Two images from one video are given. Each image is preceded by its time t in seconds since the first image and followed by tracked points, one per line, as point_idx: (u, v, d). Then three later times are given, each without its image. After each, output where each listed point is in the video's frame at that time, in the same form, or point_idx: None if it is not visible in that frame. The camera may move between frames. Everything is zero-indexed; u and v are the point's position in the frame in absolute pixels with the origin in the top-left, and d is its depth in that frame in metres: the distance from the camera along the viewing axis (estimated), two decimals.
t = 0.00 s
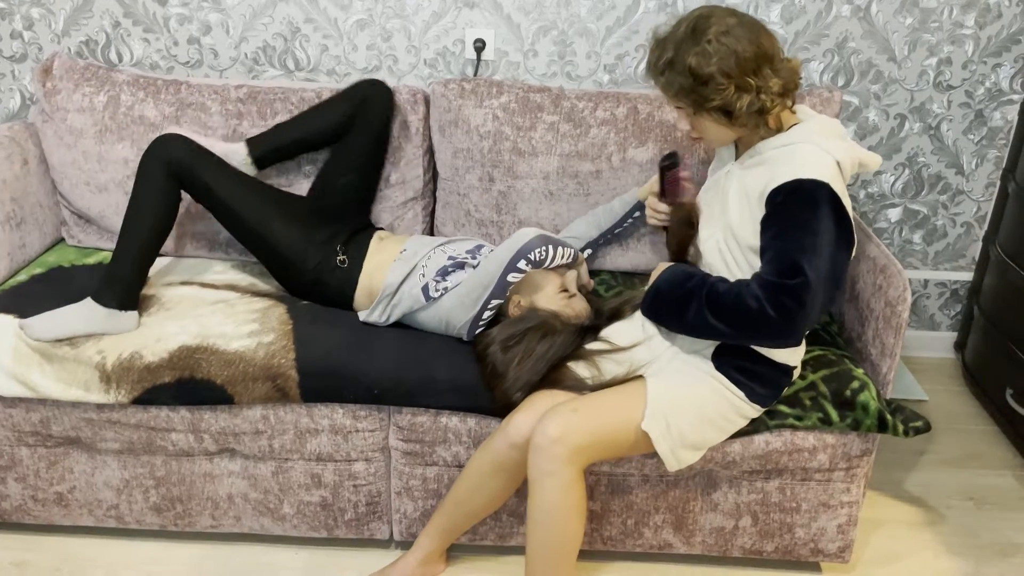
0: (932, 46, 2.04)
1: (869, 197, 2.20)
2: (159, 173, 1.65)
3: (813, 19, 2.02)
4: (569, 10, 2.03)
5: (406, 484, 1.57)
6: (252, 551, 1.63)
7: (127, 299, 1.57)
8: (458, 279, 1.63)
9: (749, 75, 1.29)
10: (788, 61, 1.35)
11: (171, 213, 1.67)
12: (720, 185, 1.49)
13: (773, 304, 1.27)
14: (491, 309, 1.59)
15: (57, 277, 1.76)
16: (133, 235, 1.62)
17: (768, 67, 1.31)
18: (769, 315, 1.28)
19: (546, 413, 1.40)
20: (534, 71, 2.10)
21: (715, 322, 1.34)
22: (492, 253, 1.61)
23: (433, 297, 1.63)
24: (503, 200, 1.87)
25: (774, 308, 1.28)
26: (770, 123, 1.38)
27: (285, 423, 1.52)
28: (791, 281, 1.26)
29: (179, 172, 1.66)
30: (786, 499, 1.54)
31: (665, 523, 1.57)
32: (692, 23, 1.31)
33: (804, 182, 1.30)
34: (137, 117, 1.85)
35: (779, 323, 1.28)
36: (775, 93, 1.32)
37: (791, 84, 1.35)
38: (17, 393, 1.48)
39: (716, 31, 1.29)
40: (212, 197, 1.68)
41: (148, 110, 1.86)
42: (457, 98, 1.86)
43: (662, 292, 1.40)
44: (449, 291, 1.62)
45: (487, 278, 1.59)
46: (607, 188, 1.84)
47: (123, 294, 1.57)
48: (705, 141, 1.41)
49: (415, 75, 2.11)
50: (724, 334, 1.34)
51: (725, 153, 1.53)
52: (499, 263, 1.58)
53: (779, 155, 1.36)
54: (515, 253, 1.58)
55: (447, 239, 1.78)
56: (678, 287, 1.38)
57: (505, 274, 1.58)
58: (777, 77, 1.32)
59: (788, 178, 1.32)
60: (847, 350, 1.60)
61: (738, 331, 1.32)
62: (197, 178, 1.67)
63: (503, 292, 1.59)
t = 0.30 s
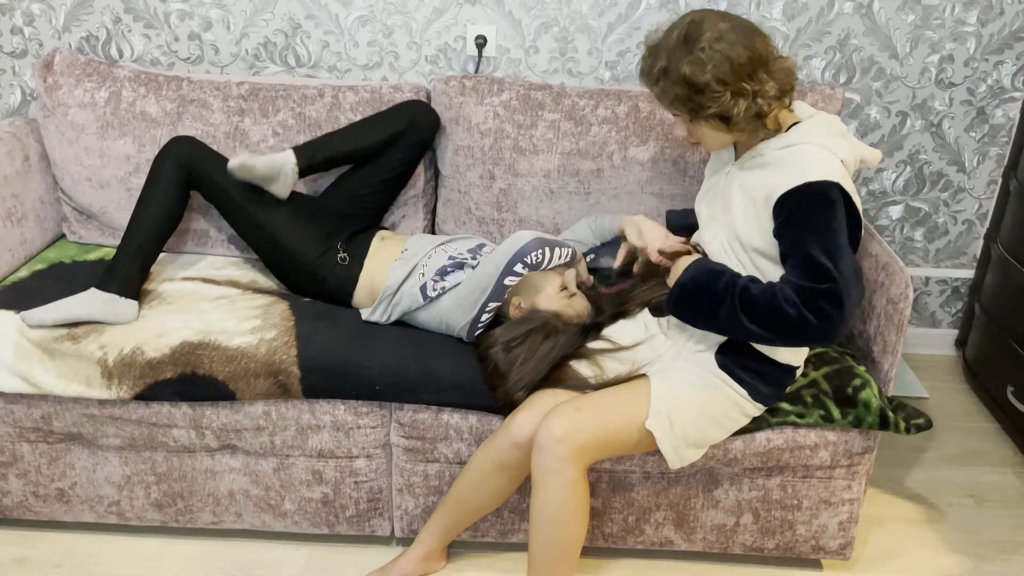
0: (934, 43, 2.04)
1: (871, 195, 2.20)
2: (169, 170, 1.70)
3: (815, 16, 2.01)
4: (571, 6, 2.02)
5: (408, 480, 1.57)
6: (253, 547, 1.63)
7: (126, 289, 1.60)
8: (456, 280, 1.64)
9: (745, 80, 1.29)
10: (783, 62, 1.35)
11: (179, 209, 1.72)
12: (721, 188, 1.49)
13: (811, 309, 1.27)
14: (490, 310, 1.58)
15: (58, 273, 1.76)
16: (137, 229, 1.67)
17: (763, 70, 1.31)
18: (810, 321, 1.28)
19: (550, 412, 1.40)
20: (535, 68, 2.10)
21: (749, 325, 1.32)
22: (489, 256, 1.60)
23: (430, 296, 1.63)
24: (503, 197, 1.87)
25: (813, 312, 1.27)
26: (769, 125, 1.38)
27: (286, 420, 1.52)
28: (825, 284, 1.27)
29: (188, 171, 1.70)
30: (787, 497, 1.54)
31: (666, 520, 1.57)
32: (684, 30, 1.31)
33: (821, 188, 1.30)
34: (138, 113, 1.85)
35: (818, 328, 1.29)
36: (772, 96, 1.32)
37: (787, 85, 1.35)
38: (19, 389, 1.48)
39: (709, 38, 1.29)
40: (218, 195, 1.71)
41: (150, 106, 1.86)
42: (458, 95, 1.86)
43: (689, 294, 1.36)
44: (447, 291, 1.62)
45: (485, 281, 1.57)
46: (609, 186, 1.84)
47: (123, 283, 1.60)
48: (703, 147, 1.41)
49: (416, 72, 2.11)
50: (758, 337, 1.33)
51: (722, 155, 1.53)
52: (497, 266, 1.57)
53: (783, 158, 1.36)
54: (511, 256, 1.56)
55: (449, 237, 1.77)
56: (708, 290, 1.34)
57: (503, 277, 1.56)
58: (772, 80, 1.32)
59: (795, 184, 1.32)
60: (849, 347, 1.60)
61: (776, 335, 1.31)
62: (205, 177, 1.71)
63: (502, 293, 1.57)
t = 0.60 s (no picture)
0: (938, 39, 2.03)
1: (874, 191, 2.20)
2: (171, 169, 1.70)
3: (818, 12, 2.01)
4: (573, 2, 2.02)
5: (410, 477, 1.57)
6: (256, 544, 1.63)
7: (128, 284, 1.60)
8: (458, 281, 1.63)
9: (743, 82, 1.29)
10: (779, 61, 1.34)
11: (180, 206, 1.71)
12: (725, 188, 1.48)
13: (830, 299, 1.28)
14: (492, 312, 1.57)
15: (60, 269, 1.75)
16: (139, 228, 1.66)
17: (760, 72, 1.31)
18: (831, 313, 1.28)
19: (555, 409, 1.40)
20: (538, 64, 2.09)
21: (770, 316, 1.32)
22: (490, 263, 1.61)
23: (431, 294, 1.62)
24: (506, 194, 1.86)
25: (832, 303, 1.28)
26: (768, 123, 1.38)
27: (289, 416, 1.52)
28: (843, 275, 1.27)
29: (189, 169, 1.71)
30: (791, 493, 1.54)
31: (670, 516, 1.57)
32: (679, 36, 1.30)
33: (829, 182, 1.30)
34: (139, 108, 1.85)
35: (837, 320, 1.29)
36: (770, 98, 1.32)
37: (785, 84, 1.35)
38: (22, 384, 1.48)
39: (705, 43, 1.28)
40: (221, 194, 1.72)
41: (151, 102, 1.85)
42: (460, 92, 1.85)
43: (710, 280, 1.36)
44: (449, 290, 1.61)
45: (485, 289, 1.58)
46: (611, 183, 1.83)
47: (125, 279, 1.60)
48: (703, 151, 1.40)
49: (419, 68, 2.10)
50: (778, 328, 1.33)
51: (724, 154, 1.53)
52: (498, 273, 1.58)
53: (787, 154, 1.36)
54: (512, 267, 1.58)
55: (454, 233, 1.77)
56: (728, 278, 1.35)
57: (505, 284, 1.57)
58: (769, 81, 1.32)
59: (802, 180, 1.32)
60: (853, 344, 1.60)
61: (797, 326, 1.31)
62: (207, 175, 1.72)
63: (502, 301, 1.57)
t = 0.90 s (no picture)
0: (939, 37, 2.03)
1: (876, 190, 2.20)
2: (175, 170, 1.70)
3: (820, 10, 2.01)
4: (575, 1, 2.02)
5: (414, 475, 1.57)
6: (259, 542, 1.63)
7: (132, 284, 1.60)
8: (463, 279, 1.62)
9: (744, 83, 1.29)
10: (780, 61, 1.34)
11: (183, 205, 1.71)
12: (728, 189, 1.49)
13: (846, 289, 1.29)
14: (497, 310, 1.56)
15: (64, 267, 1.76)
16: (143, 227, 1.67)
17: (760, 71, 1.31)
18: (847, 303, 1.29)
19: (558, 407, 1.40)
20: (540, 63, 2.09)
21: (785, 308, 1.32)
22: (497, 257, 1.57)
23: (436, 291, 1.62)
24: (508, 192, 1.86)
25: (848, 293, 1.29)
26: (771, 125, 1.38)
27: (293, 414, 1.52)
28: (859, 266, 1.29)
29: (193, 168, 1.71)
30: (793, 491, 1.54)
31: (673, 514, 1.58)
32: (678, 38, 1.31)
33: (838, 176, 1.31)
34: (142, 108, 1.85)
35: (852, 310, 1.30)
36: (771, 97, 1.32)
37: (786, 84, 1.35)
38: (26, 383, 1.48)
39: (705, 44, 1.29)
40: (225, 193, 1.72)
41: (154, 101, 1.85)
42: (462, 90, 1.86)
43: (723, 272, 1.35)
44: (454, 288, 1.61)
45: (492, 284, 1.55)
46: (613, 181, 1.83)
47: (128, 278, 1.60)
48: (705, 152, 1.41)
49: (421, 67, 2.11)
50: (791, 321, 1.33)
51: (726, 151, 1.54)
52: (505, 268, 1.54)
53: (790, 153, 1.36)
54: (519, 260, 1.53)
55: (458, 230, 1.77)
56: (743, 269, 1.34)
57: (512, 279, 1.53)
58: (770, 81, 1.32)
59: (806, 180, 1.33)
60: (855, 342, 1.60)
61: (812, 318, 1.31)
62: (210, 172, 1.71)
63: (509, 295, 1.55)
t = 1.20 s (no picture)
0: (938, 38, 2.04)
1: (876, 190, 2.20)
2: (175, 169, 1.70)
3: (820, 11, 2.02)
4: (575, 3, 2.03)
5: (415, 476, 1.58)
6: (261, 543, 1.64)
7: (133, 285, 1.61)
8: (468, 281, 1.63)
9: (757, 76, 1.30)
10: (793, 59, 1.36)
11: (184, 205, 1.72)
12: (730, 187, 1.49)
13: (796, 303, 1.30)
14: (500, 311, 1.57)
15: (66, 270, 1.77)
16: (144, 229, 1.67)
17: (773, 67, 1.32)
18: (797, 317, 1.30)
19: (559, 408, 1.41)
20: (540, 64, 2.10)
21: (735, 326, 1.35)
22: (512, 261, 1.59)
23: (441, 294, 1.62)
24: (508, 194, 1.87)
25: (798, 307, 1.29)
26: (778, 123, 1.38)
27: (294, 416, 1.53)
28: (814, 280, 1.29)
29: (192, 168, 1.71)
30: (793, 491, 1.54)
31: (673, 515, 1.58)
32: (695, 26, 1.31)
33: (828, 185, 1.31)
34: (143, 111, 1.86)
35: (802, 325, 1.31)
36: (783, 93, 1.33)
37: (798, 82, 1.36)
38: (28, 386, 1.49)
39: (722, 34, 1.29)
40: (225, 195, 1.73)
41: (155, 105, 1.86)
42: (462, 92, 1.86)
43: (672, 295, 1.41)
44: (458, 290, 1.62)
45: (501, 285, 1.57)
46: (613, 182, 1.84)
47: (130, 280, 1.61)
48: (709, 144, 1.41)
49: (421, 69, 2.11)
50: (742, 340, 1.35)
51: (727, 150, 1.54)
52: (518, 272, 1.57)
53: (793, 153, 1.37)
54: (535, 266, 1.56)
55: (457, 232, 1.77)
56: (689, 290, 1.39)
57: (525, 282, 1.56)
58: (784, 77, 1.33)
59: (808, 179, 1.32)
60: (854, 342, 1.60)
61: (760, 334, 1.33)
62: (212, 175, 1.72)
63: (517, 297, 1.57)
